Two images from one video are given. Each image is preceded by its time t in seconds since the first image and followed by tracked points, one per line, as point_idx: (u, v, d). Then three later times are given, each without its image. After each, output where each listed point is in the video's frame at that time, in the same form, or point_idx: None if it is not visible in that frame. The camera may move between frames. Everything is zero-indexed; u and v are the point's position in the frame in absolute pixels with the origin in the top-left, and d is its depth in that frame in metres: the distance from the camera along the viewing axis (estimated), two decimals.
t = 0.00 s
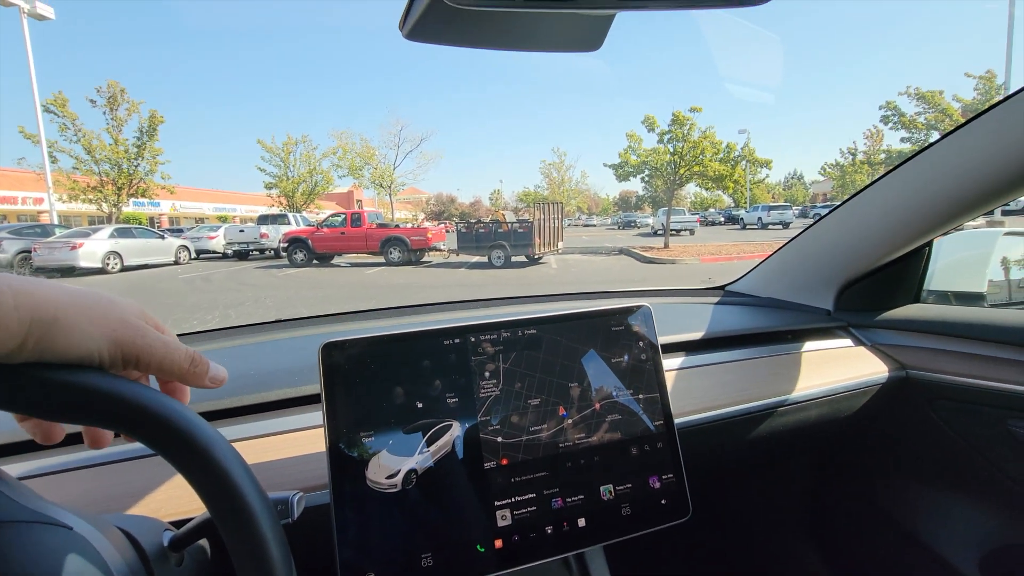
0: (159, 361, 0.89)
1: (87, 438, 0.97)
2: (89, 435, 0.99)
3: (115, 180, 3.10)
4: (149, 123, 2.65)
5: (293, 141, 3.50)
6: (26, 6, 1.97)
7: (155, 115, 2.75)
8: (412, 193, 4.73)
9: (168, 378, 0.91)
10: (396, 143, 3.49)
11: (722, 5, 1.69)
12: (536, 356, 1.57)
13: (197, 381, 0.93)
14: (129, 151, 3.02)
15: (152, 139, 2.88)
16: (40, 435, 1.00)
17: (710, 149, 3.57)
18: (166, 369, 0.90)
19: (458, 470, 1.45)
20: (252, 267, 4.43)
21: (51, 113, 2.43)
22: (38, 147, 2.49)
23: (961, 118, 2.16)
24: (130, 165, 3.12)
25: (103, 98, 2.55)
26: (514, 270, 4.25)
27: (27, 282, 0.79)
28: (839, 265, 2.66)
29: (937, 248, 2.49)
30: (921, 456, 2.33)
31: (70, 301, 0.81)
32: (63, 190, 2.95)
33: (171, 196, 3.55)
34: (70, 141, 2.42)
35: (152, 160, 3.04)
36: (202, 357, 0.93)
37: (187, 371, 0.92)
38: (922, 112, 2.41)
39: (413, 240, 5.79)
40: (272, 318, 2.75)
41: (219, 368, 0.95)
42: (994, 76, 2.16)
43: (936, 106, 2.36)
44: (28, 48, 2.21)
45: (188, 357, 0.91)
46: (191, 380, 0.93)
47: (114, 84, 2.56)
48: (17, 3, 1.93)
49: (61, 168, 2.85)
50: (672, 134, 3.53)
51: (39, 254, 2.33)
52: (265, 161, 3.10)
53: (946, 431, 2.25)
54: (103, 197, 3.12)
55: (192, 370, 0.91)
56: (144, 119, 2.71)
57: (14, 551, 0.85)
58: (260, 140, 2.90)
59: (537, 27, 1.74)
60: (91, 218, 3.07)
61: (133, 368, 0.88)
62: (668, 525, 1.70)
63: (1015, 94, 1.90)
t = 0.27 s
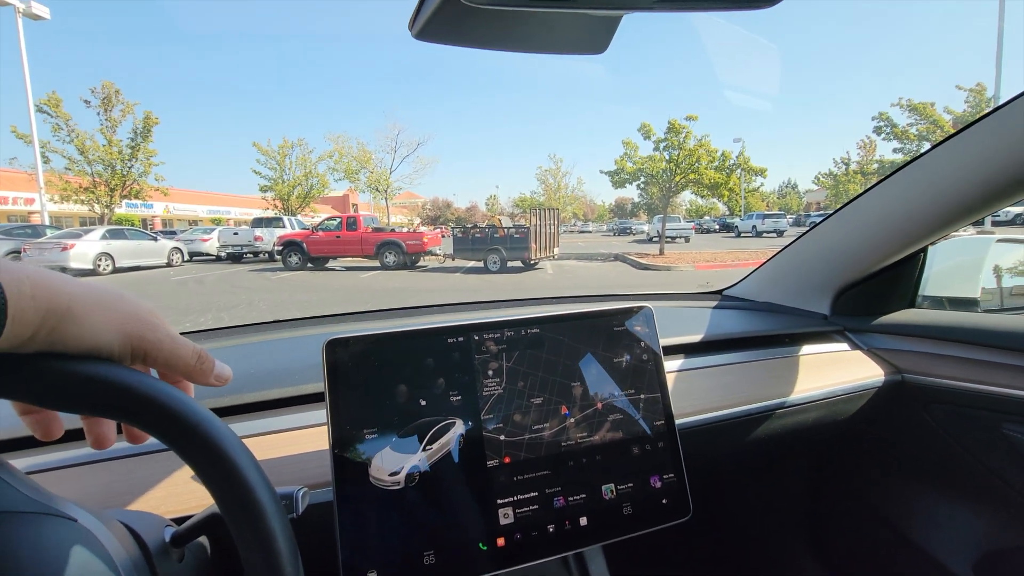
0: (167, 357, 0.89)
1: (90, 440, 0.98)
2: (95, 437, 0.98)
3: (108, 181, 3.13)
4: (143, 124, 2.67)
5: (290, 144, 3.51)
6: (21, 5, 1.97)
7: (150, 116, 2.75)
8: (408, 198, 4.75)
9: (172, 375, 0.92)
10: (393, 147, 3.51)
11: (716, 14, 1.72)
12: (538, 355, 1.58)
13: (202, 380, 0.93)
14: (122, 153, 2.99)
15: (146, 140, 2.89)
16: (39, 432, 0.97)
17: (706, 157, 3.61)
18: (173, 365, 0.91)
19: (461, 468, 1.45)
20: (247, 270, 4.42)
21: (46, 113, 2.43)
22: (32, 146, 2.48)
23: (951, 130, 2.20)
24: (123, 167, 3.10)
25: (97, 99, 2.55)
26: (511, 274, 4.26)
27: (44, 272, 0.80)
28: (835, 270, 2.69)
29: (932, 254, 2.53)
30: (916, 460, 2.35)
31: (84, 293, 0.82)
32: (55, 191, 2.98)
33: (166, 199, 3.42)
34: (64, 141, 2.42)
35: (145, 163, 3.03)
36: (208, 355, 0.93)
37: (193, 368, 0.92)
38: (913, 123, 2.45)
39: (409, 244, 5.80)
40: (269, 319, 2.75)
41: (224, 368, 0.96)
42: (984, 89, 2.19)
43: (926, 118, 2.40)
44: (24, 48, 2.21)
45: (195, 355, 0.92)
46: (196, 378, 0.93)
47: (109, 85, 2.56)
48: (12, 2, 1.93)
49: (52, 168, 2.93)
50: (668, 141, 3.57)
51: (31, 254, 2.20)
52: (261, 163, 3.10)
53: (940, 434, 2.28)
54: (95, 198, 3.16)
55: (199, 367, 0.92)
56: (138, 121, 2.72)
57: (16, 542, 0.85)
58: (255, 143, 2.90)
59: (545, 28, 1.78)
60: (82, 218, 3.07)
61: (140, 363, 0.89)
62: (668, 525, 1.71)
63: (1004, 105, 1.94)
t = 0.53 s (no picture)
0: (173, 353, 0.89)
1: (98, 435, 0.98)
2: (101, 433, 0.98)
3: (108, 180, 3.11)
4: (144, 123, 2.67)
5: (290, 145, 3.51)
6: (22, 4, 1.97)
7: (150, 115, 2.75)
8: (408, 199, 4.75)
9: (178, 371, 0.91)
10: (393, 148, 3.51)
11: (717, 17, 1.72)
12: (542, 355, 1.58)
13: (208, 375, 0.92)
14: (122, 151, 2.98)
15: (146, 139, 2.89)
16: (48, 426, 0.96)
17: (706, 161, 3.58)
18: (179, 360, 0.90)
19: (464, 467, 1.45)
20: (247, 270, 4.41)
21: (46, 111, 2.43)
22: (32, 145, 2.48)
23: (950, 136, 2.19)
24: (123, 166, 3.08)
25: (98, 97, 2.55)
26: (510, 276, 4.25)
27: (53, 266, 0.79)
28: (836, 274, 2.69)
29: (932, 258, 2.53)
30: (917, 464, 2.35)
31: (92, 287, 0.81)
32: (54, 189, 2.95)
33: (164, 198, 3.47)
34: (63, 139, 2.42)
35: (145, 161, 3.04)
36: (213, 351, 0.93)
37: (198, 364, 0.91)
38: (913, 129, 2.45)
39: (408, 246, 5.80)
40: (268, 318, 2.74)
41: (229, 363, 0.95)
42: (984, 96, 2.20)
43: (926, 124, 2.40)
44: (23, 46, 2.21)
45: (201, 351, 0.91)
46: (202, 374, 0.92)
47: (109, 84, 2.56)
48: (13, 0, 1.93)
49: (51, 166, 2.88)
50: (668, 145, 3.57)
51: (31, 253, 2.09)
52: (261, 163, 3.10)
53: (941, 438, 2.28)
54: (94, 197, 3.16)
55: (204, 363, 0.91)
56: (138, 120, 2.72)
57: (17, 540, 0.84)
58: (256, 143, 2.91)
59: (554, 26, 1.79)
60: (80, 217, 3.05)
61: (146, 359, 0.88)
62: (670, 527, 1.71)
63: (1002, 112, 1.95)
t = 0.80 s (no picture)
0: (178, 347, 0.89)
1: (105, 426, 0.97)
2: (106, 425, 0.97)
3: (108, 178, 3.13)
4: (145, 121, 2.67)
5: (291, 143, 3.51)
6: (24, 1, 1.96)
7: (151, 113, 2.75)
8: (409, 199, 4.74)
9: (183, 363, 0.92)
10: (394, 148, 3.50)
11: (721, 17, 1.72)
12: (545, 354, 1.58)
13: (212, 370, 0.92)
14: (122, 149, 2.98)
15: (147, 137, 2.89)
16: (56, 417, 0.96)
17: (707, 163, 3.58)
18: (184, 355, 0.90)
19: (466, 465, 1.45)
20: (247, 269, 4.41)
21: (47, 108, 2.43)
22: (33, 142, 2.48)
23: (951, 141, 2.21)
24: (124, 164, 3.09)
25: (99, 95, 2.54)
26: (510, 277, 4.25)
27: (56, 259, 0.79)
28: (837, 276, 2.69)
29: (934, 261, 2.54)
30: (917, 466, 2.35)
31: (97, 281, 0.81)
32: (54, 186, 3.04)
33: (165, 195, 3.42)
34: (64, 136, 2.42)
35: (146, 159, 3.05)
36: (218, 344, 0.93)
37: (203, 359, 0.92)
38: (913, 134, 2.44)
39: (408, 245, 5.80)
40: (269, 316, 2.74)
41: (233, 357, 0.95)
42: (984, 101, 2.20)
43: (927, 128, 2.39)
44: (24, 42, 2.21)
45: (205, 345, 0.91)
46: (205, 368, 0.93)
47: (111, 81, 2.56)
48: None
49: (51, 163, 2.93)
50: (669, 147, 3.56)
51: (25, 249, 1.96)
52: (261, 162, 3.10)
53: (941, 441, 2.28)
54: (94, 194, 3.16)
55: (208, 357, 0.92)
56: (140, 117, 2.72)
57: (21, 534, 0.84)
58: (257, 141, 2.91)
59: (558, 24, 1.78)
60: (80, 214, 3.07)
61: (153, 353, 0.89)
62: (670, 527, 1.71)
63: (1002, 117, 1.96)
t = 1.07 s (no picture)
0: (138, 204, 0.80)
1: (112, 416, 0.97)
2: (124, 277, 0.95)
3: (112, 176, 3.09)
4: (147, 120, 2.66)
5: (292, 143, 3.50)
6: None
7: (153, 112, 2.74)
8: (410, 199, 4.74)
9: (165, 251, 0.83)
10: (396, 148, 3.50)
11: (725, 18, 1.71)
12: (545, 354, 1.57)
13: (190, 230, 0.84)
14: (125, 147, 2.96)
15: (150, 137, 2.87)
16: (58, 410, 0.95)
17: (709, 165, 3.58)
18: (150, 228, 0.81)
19: (465, 465, 1.44)
20: (248, 268, 4.41)
21: (49, 107, 2.42)
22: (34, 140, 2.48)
23: (952, 144, 2.21)
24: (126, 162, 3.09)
25: (102, 94, 2.54)
26: (511, 278, 4.24)
27: None
28: (839, 278, 2.68)
29: (937, 264, 2.52)
30: (919, 469, 2.34)
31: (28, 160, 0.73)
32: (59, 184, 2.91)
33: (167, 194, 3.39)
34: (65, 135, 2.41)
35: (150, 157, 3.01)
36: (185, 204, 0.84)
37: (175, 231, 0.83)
38: (915, 136, 2.43)
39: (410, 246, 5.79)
40: (269, 315, 2.73)
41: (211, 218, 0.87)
42: (986, 104, 2.18)
43: (929, 131, 2.37)
44: (27, 41, 2.20)
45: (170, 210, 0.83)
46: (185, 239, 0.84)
47: (114, 80, 2.56)
48: None
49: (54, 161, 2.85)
50: (671, 149, 3.56)
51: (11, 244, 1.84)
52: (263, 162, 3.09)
53: (944, 444, 2.27)
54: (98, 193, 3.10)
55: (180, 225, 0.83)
56: (142, 116, 2.71)
57: (10, 533, 0.83)
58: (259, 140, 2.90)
59: (561, 23, 1.78)
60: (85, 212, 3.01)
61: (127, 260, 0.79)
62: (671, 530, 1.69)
63: (1003, 121, 1.95)
